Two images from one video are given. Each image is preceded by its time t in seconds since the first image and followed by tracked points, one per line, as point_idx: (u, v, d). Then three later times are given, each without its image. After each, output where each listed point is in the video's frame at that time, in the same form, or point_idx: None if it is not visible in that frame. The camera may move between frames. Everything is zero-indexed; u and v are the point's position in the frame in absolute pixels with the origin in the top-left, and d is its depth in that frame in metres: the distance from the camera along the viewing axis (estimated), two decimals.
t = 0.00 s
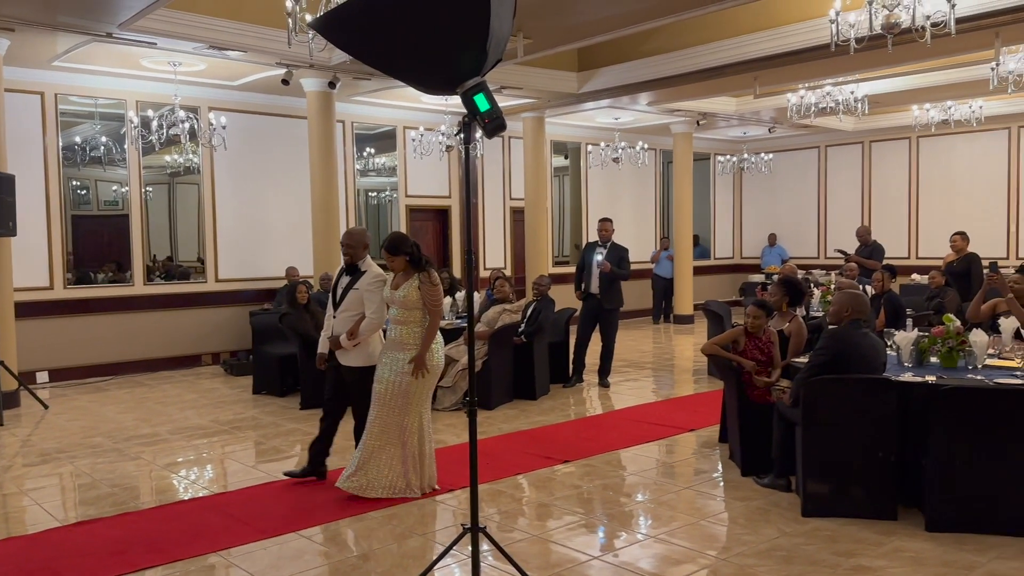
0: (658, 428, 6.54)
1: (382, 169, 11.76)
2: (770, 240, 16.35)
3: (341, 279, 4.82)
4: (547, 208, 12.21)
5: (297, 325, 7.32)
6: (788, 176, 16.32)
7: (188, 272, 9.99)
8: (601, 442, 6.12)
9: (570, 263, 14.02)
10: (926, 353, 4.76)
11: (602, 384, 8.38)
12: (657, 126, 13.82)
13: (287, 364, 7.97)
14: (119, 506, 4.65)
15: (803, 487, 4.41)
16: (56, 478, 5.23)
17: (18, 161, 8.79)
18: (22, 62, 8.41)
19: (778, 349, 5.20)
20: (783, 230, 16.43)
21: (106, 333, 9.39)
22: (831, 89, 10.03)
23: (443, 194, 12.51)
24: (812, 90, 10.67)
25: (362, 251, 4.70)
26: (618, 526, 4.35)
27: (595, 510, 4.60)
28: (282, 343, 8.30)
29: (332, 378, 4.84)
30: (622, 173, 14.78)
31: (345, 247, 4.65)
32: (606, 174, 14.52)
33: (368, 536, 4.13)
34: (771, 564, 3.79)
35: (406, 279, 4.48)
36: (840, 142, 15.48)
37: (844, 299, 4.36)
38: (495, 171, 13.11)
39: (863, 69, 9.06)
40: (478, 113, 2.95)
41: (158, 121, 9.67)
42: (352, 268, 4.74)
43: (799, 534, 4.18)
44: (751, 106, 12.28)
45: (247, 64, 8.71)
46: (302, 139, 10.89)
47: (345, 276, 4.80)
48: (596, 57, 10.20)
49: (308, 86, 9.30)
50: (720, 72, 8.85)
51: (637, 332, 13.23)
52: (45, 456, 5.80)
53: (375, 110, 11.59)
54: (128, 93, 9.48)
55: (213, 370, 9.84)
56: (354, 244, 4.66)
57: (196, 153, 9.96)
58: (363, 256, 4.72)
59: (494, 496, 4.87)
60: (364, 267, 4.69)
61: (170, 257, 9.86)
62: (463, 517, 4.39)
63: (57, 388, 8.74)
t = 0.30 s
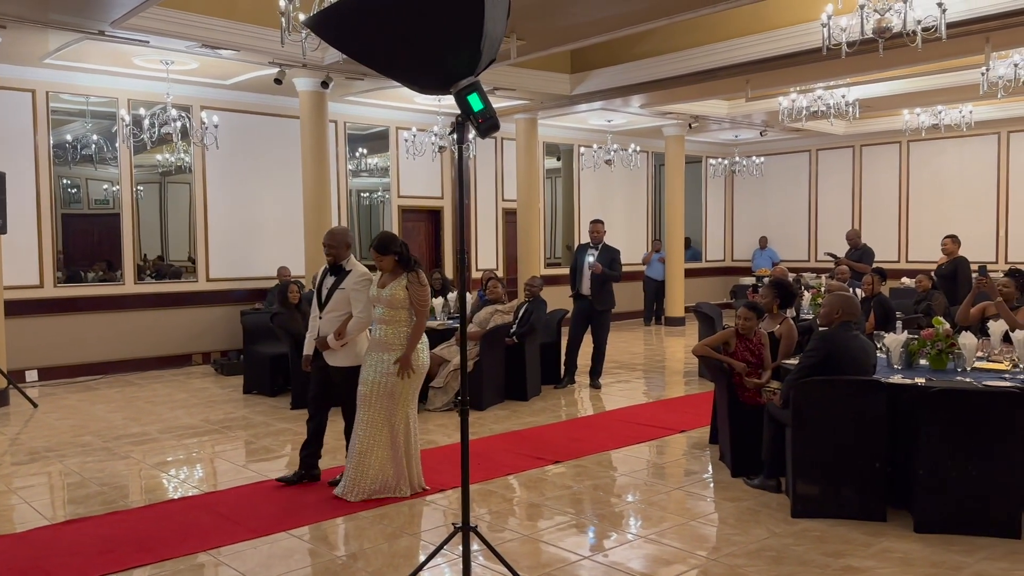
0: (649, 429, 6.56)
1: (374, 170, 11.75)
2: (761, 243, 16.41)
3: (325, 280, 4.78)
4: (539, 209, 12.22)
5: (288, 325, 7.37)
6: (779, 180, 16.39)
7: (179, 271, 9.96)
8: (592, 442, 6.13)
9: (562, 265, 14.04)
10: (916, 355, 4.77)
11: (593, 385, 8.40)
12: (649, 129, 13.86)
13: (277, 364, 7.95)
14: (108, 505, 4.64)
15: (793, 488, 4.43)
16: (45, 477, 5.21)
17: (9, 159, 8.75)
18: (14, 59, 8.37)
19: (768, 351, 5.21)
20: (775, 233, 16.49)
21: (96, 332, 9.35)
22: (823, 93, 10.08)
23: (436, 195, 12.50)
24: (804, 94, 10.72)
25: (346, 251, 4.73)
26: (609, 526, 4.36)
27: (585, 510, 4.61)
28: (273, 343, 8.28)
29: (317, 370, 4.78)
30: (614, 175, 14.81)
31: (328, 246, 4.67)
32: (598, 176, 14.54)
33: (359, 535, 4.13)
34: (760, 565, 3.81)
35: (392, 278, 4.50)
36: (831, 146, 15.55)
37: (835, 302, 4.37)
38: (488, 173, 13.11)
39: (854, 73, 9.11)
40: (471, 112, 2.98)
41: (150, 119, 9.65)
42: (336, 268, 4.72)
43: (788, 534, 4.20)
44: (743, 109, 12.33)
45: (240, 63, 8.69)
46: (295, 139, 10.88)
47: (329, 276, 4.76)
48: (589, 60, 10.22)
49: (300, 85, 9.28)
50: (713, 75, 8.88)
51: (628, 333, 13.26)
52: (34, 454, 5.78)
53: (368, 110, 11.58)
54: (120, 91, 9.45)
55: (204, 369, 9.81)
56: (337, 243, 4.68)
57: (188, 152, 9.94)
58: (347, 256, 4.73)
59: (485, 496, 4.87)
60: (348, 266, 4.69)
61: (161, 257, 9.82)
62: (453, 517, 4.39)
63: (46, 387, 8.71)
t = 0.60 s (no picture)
0: (646, 428, 6.57)
1: (372, 167, 11.74)
2: (758, 243, 16.43)
3: (308, 277, 4.75)
4: (537, 208, 12.21)
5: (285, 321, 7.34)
6: (777, 180, 16.40)
7: (176, 268, 9.95)
8: (588, 441, 6.14)
9: (559, 263, 14.04)
10: (912, 355, 4.77)
11: (590, 384, 8.41)
12: (648, 128, 13.87)
13: (274, 361, 7.95)
14: (104, 500, 4.64)
15: (789, 488, 4.43)
16: (41, 472, 5.21)
17: (6, 155, 8.74)
18: (12, 54, 8.35)
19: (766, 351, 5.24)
20: (772, 233, 16.51)
21: (93, 328, 9.34)
22: (821, 93, 10.09)
23: (434, 193, 12.50)
24: (803, 94, 10.72)
25: (329, 246, 4.71)
26: (605, 524, 4.36)
27: (582, 508, 4.62)
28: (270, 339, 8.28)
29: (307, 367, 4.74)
30: (612, 174, 14.81)
31: (312, 243, 4.64)
32: (597, 174, 14.55)
33: (356, 532, 4.13)
34: (756, 563, 3.82)
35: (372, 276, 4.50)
36: (829, 146, 15.56)
37: (833, 301, 4.38)
38: (486, 171, 13.11)
39: (853, 74, 9.11)
40: (471, 109, 2.94)
41: (148, 116, 9.64)
42: (320, 265, 4.70)
43: (784, 533, 4.21)
44: (741, 109, 12.33)
45: (238, 60, 8.68)
46: (293, 136, 10.87)
47: (313, 273, 4.73)
48: (588, 58, 10.22)
49: (299, 82, 9.27)
50: (713, 74, 8.88)
51: (625, 332, 13.27)
52: (30, 450, 5.77)
53: (367, 108, 11.57)
54: (119, 87, 9.43)
55: (201, 366, 9.81)
56: (321, 240, 4.65)
57: (186, 148, 9.92)
58: (331, 252, 4.71)
59: (481, 494, 4.88)
60: (333, 262, 4.67)
61: (158, 253, 9.81)
62: (450, 515, 4.40)
63: (42, 383, 8.70)
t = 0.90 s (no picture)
0: (648, 425, 6.58)
1: (376, 163, 11.74)
2: (762, 240, 16.41)
3: (302, 271, 4.75)
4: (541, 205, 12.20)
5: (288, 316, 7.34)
6: (782, 177, 16.38)
7: (180, 262, 9.97)
8: (591, 437, 6.15)
9: (562, 260, 14.03)
10: (916, 354, 4.79)
11: (593, 380, 8.42)
12: (652, 125, 13.85)
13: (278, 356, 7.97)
14: (108, 493, 4.66)
15: (791, 486, 4.43)
16: (46, 465, 5.23)
17: (12, 148, 8.75)
18: (18, 48, 8.36)
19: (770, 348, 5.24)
20: (776, 230, 16.49)
21: (97, 322, 9.36)
22: (826, 90, 10.07)
23: (438, 189, 12.50)
24: (808, 91, 10.70)
25: (320, 241, 4.69)
26: (607, 520, 4.37)
27: (584, 504, 4.63)
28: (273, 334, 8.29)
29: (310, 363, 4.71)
30: (616, 170, 14.80)
31: (300, 238, 4.63)
32: (600, 171, 14.53)
33: (358, 527, 4.13)
34: (758, 560, 3.82)
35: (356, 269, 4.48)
36: (834, 144, 15.53)
37: (836, 300, 4.38)
38: (490, 167, 13.11)
39: (859, 71, 9.09)
40: (475, 104, 2.95)
41: (153, 110, 9.65)
42: (312, 260, 4.68)
43: (786, 530, 4.21)
44: (746, 106, 12.31)
45: (243, 54, 8.69)
46: (297, 132, 10.88)
47: (305, 268, 4.73)
48: (593, 55, 10.21)
49: (304, 78, 9.27)
50: (718, 71, 8.86)
51: (628, 329, 13.27)
52: (35, 442, 5.80)
53: (371, 103, 11.57)
54: (124, 81, 9.45)
55: (204, 360, 9.83)
56: (310, 235, 4.63)
57: (190, 143, 9.92)
58: (322, 246, 4.69)
59: (483, 489, 4.88)
60: (324, 256, 4.65)
61: (162, 248, 9.83)
62: (452, 510, 4.40)
63: (47, 376, 8.73)
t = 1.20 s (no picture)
0: (655, 421, 6.58)
1: (384, 158, 11.76)
2: (771, 237, 16.36)
3: (300, 267, 4.77)
4: (549, 201, 12.19)
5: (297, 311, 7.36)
6: (791, 173, 16.32)
7: (190, 257, 10.01)
8: (598, 433, 6.15)
9: (570, 256, 14.03)
10: (925, 350, 4.77)
11: (600, 376, 8.42)
12: (661, 120, 13.82)
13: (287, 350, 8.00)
14: (118, 486, 4.69)
15: (799, 482, 4.43)
16: (57, 458, 5.27)
17: (22, 143, 8.79)
18: (28, 42, 8.40)
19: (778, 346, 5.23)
20: (785, 227, 16.44)
21: (107, 316, 9.42)
22: (836, 86, 10.03)
23: (446, 184, 12.51)
24: (818, 87, 10.66)
25: (318, 236, 4.71)
26: (614, 516, 4.38)
27: (590, 499, 4.64)
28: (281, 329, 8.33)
29: (317, 357, 4.65)
30: (625, 166, 14.77)
31: (298, 234, 4.65)
32: (609, 166, 14.51)
33: (366, 520, 4.16)
34: (764, 556, 3.82)
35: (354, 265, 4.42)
36: (843, 140, 15.47)
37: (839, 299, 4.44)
38: (498, 162, 13.11)
39: (869, 67, 9.05)
40: (484, 101, 2.99)
41: (162, 105, 9.68)
42: (310, 255, 4.70)
43: (793, 527, 4.21)
44: (755, 102, 12.27)
45: (253, 50, 8.71)
46: (306, 126, 10.90)
47: (304, 263, 4.76)
48: (601, 50, 10.19)
49: (312, 73, 9.28)
50: (726, 67, 8.85)
51: (635, 325, 13.26)
52: (46, 435, 5.84)
53: (380, 99, 11.58)
54: (134, 76, 9.48)
55: (213, 354, 9.87)
56: (307, 230, 4.66)
57: (200, 138, 9.95)
58: (319, 242, 4.71)
59: (490, 484, 4.90)
60: (321, 251, 4.67)
61: (172, 242, 9.87)
62: (460, 505, 4.42)
63: (57, 369, 8.79)
